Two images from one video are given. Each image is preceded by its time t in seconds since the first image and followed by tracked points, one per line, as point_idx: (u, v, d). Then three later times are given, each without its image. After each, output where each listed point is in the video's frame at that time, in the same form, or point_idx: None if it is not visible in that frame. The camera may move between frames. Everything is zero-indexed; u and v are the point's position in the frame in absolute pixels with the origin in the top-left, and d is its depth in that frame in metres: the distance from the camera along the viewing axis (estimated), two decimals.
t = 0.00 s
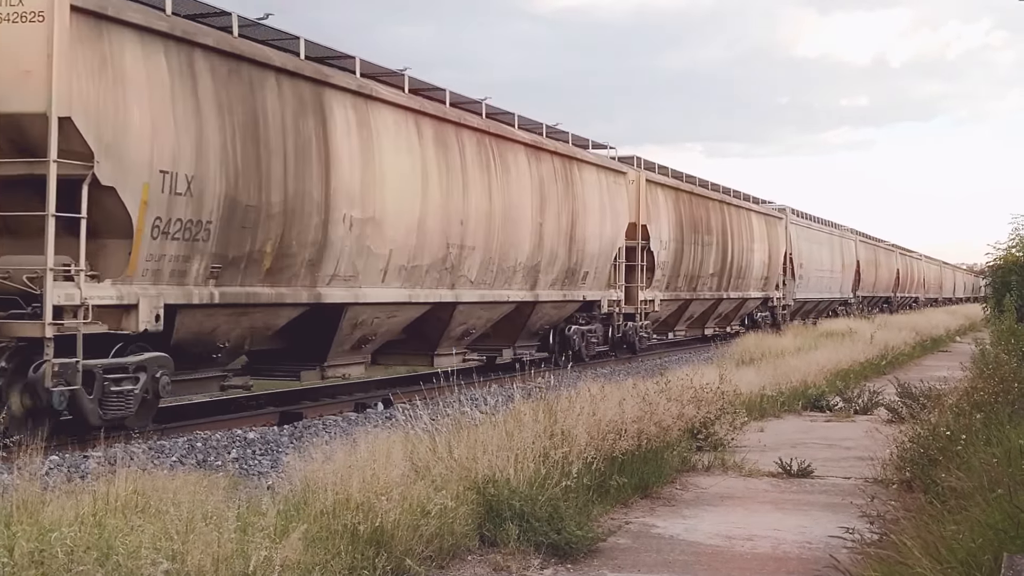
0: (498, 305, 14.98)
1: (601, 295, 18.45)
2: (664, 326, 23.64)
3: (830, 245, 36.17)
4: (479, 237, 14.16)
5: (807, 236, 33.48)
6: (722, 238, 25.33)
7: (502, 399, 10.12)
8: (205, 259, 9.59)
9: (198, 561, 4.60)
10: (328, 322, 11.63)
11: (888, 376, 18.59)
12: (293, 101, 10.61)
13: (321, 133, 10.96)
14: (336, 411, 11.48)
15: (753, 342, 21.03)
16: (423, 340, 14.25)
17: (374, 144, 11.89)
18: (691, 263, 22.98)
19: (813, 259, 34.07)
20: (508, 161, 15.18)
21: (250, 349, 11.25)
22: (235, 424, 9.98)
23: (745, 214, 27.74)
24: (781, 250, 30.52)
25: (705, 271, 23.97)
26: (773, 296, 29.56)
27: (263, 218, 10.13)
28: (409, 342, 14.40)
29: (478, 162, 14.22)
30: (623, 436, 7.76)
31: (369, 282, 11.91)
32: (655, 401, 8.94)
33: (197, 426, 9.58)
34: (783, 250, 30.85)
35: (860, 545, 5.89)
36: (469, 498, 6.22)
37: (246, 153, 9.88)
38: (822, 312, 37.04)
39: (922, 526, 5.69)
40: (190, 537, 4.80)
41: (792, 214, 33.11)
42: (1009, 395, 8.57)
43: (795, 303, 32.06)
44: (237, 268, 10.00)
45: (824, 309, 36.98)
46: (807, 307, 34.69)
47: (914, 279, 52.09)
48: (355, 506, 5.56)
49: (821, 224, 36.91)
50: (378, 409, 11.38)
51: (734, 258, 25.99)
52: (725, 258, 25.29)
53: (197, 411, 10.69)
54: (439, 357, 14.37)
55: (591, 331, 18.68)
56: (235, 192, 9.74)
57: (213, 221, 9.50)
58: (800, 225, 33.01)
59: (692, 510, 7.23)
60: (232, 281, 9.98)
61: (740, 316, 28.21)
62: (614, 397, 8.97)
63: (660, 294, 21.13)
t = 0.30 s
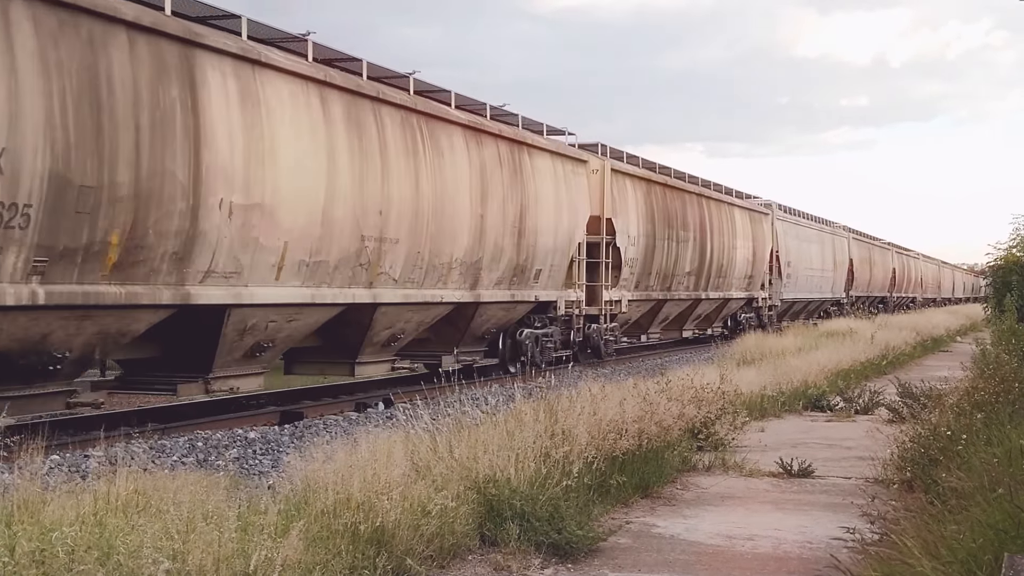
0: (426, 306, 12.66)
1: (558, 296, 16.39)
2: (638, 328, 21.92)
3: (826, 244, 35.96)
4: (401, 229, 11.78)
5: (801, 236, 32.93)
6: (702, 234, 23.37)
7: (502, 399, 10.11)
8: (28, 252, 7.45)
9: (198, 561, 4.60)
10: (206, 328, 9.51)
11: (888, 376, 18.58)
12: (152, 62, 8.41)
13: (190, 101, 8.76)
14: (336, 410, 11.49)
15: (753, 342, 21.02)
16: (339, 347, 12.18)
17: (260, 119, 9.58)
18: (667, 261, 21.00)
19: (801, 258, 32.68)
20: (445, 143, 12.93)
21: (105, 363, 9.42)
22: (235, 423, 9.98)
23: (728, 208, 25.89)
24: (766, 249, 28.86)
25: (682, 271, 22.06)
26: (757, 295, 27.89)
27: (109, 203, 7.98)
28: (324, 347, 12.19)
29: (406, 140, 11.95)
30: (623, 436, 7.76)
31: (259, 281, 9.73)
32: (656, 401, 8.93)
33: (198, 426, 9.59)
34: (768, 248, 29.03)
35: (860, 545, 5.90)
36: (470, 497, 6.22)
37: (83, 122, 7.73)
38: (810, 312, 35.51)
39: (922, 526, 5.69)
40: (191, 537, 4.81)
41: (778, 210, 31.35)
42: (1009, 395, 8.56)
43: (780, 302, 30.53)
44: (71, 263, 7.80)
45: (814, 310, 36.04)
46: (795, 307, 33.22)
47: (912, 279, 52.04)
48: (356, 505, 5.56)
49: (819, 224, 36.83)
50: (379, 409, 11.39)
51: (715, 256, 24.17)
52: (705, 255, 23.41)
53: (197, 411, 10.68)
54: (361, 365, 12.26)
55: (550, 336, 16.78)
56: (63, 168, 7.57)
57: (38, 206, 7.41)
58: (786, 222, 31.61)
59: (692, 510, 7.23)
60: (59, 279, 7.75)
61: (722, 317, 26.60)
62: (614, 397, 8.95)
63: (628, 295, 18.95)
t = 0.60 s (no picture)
0: (333, 307, 10.88)
1: (500, 296, 14.56)
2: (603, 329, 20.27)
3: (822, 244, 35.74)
4: (297, 215, 9.96)
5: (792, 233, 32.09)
6: (675, 228, 21.70)
7: (501, 399, 10.10)
8: None
9: (196, 560, 4.60)
10: (36, 331, 7.88)
11: (887, 376, 18.58)
12: None
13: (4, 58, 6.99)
14: (335, 410, 11.49)
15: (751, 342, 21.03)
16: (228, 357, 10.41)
17: (100, 80, 7.73)
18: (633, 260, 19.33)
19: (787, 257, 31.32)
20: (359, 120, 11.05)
21: None
22: (233, 423, 9.97)
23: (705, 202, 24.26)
24: (749, 246, 27.37)
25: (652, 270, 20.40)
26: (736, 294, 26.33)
27: None
28: (209, 356, 10.50)
29: (301, 115, 10.06)
30: (622, 436, 7.76)
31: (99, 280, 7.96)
32: (654, 401, 8.94)
33: (198, 426, 9.60)
34: (748, 245, 27.32)
35: (859, 545, 5.90)
36: (468, 497, 6.22)
37: None
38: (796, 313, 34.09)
39: (921, 526, 5.69)
40: (190, 537, 4.81)
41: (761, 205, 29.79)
42: (1007, 395, 8.58)
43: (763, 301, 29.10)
44: None
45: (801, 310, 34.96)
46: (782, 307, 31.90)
47: (908, 278, 52.04)
48: (354, 505, 5.56)
49: (816, 224, 36.74)
50: (377, 409, 11.39)
51: (689, 252, 22.59)
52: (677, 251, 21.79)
53: (195, 410, 10.68)
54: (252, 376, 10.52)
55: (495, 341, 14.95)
56: None
57: None
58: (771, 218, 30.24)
59: (690, 510, 7.24)
60: None
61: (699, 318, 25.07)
62: (613, 397, 8.96)
63: (587, 296, 17.15)
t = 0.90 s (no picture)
0: (203, 310, 9.16)
1: (429, 295, 12.84)
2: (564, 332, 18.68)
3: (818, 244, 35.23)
4: (153, 197, 8.20)
5: (781, 231, 30.84)
6: (645, 222, 19.97)
7: (500, 399, 10.10)
8: None
9: (196, 560, 4.60)
10: None
11: (887, 377, 18.57)
12: None
13: None
14: (335, 410, 11.48)
15: (751, 342, 21.06)
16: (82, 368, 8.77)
17: None
18: (595, 256, 17.62)
19: (774, 255, 29.83)
20: (234, 86, 9.15)
21: None
22: (232, 423, 9.96)
23: (681, 195, 22.64)
24: (730, 243, 25.86)
25: (618, 268, 18.75)
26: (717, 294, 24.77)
27: None
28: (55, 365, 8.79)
29: (159, 78, 8.27)
30: (621, 436, 7.76)
31: None
32: (654, 400, 8.94)
33: (199, 425, 9.60)
34: (729, 243, 25.78)
35: (859, 545, 5.90)
36: (468, 497, 6.22)
37: None
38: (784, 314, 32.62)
39: (920, 526, 5.70)
40: (189, 536, 4.80)
41: (746, 199, 28.20)
42: (1007, 395, 8.57)
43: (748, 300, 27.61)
44: None
45: (791, 311, 33.76)
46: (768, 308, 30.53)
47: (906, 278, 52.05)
48: (354, 504, 5.56)
49: (814, 224, 36.61)
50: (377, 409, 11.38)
51: (664, 249, 20.91)
52: (649, 246, 20.04)
53: (195, 410, 10.69)
54: (111, 392, 8.89)
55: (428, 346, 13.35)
56: None
57: None
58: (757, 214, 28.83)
59: (690, 509, 7.24)
60: None
61: (677, 320, 23.53)
62: (612, 397, 8.96)
63: (539, 297, 15.55)
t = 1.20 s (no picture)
0: (23, 311, 7.55)
1: (338, 293, 11.20)
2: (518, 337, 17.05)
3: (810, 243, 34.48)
4: None
5: (767, 227, 29.56)
6: (608, 215, 18.31)
7: (501, 399, 10.07)
8: None
9: (195, 561, 4.58)
10: None
11: (889, 377, 18.53)
12: None
13: None
14: (335, 410, 11.45)
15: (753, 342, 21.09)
16: None
17: None
18: (549, 251, 16.01)
19: (757, 253, 28.43)
20: (64, 40, 7.50)
21: None
22: (232, 423, 9.95)
23: (653, 187, 21.12)
24: (710, 239, 24.48)
25: (577, 265, 17.12)
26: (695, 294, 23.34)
27: None
28: None
29: None
30: (622, 436, 7.74)
31: None
32: (655, 401, 8.93)
33: (199, 426, 9.59)
34: (707, 240, 24.33)
35: (861, 546, 5.88)
36: (468, 498, 6.19)
37: None
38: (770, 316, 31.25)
39: (922, 527, 5.69)
40: (188, 537, 4.78)
41: (727, 194, 26.74)
42: (1010, 396, 8.56)
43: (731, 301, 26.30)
44: None
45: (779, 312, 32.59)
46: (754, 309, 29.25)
47: (906, 279, 52.00)
48: (354, 505, 5.54)
49: (812, 224, 36.45)
50: (377, 409, 11.36)
51: (634, 245, 19.35)
52: (613, 241, 18.37)
53: (196, 411, 10.67)
54: None
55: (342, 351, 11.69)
56: None
57: None
58: (740, 210, 27.49)
59: (691, 511, 7.22)
60: None
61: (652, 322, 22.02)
62: (614, 397, 8.96)
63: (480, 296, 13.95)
